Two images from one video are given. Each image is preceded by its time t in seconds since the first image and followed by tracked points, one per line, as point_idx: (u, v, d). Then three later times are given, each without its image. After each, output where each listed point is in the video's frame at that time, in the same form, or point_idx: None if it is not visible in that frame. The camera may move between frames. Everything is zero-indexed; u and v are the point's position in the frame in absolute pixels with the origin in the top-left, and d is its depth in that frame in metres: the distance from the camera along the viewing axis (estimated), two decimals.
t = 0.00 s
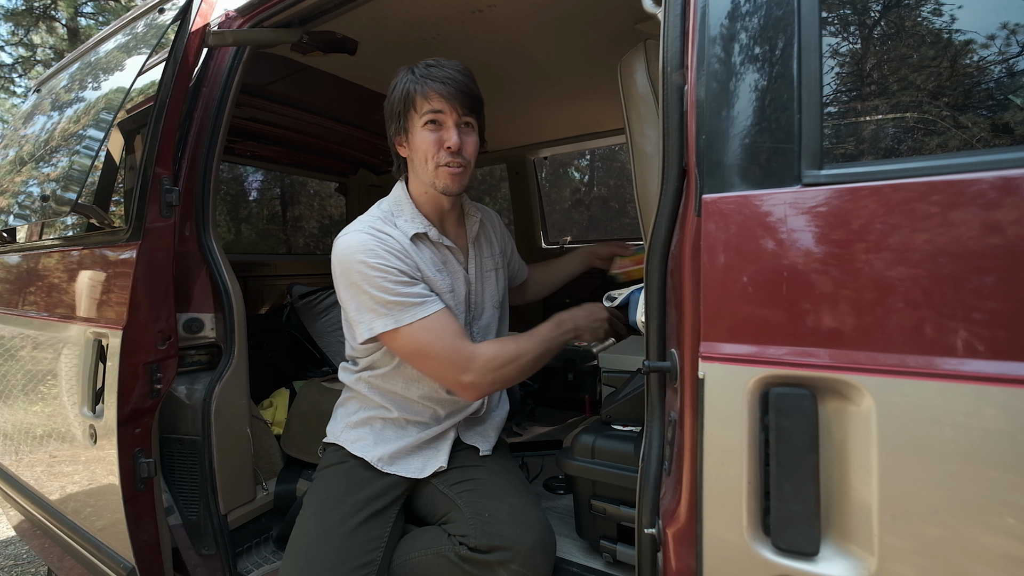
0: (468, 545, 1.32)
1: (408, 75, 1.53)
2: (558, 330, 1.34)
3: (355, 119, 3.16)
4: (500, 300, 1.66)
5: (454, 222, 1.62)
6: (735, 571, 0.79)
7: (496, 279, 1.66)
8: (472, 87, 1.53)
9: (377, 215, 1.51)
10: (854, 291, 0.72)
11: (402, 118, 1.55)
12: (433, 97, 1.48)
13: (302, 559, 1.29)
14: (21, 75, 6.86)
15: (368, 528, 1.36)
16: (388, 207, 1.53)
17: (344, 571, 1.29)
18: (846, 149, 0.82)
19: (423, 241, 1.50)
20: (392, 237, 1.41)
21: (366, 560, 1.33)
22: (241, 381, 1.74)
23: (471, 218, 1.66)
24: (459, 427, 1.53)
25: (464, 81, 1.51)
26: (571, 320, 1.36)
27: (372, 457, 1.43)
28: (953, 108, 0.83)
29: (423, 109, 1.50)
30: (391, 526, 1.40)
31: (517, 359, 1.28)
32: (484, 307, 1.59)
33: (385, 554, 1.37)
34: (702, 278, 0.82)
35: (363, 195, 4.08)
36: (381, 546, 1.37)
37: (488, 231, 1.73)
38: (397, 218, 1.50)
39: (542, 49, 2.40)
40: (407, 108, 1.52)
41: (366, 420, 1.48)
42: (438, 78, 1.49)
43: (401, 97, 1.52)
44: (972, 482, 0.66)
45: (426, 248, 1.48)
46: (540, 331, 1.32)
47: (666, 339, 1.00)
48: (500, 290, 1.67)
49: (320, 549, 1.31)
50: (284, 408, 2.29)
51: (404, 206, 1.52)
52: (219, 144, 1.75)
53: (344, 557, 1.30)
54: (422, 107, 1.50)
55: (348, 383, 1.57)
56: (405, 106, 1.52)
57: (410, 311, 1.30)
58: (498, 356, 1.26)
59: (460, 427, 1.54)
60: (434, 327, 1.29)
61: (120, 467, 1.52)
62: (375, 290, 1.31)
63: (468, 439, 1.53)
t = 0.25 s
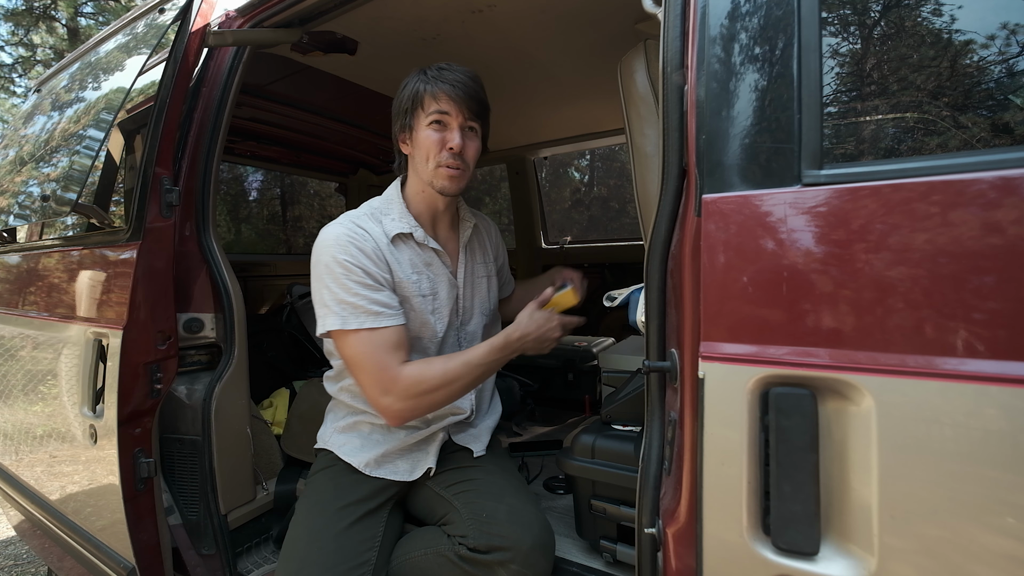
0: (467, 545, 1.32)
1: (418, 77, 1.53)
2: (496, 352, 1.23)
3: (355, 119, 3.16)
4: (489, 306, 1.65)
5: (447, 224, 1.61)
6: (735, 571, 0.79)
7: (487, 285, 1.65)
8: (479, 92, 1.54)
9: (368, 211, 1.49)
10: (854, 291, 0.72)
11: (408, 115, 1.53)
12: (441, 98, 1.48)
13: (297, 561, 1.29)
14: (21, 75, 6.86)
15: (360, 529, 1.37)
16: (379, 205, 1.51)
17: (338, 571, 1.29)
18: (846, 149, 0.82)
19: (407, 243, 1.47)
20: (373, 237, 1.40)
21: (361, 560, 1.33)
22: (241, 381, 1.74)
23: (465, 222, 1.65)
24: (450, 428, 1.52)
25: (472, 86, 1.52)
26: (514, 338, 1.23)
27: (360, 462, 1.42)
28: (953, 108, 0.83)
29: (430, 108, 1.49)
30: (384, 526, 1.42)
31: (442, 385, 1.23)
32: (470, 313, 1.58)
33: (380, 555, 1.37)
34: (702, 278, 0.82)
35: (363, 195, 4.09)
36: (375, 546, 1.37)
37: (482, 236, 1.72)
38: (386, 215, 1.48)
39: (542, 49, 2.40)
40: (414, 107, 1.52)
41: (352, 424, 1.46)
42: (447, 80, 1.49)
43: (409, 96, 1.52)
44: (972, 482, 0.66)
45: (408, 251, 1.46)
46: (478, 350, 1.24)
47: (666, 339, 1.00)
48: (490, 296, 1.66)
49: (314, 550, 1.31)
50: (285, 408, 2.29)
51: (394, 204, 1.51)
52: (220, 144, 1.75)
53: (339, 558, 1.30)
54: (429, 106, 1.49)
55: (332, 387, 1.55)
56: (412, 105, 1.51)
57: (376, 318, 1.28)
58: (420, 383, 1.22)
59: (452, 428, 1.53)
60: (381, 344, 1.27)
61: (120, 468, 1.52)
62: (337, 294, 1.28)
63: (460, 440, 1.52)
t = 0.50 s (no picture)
0: (466, 548, 1.32)
1: (409, 78, 1.53)
2: (408, 397, 1.23)
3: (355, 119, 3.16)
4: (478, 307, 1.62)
5: (436, 224, 1.60)
6: (734, 571, 0.79)
7: (476, 286, 1.62)
8: (471, 95, 1.53)
9: (350, 212, 1.50)
10: (854, 291, 0.72)
11: (400, 115, 1.53)
12: (433, 98, 1.48)
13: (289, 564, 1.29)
14: (21, 75, 6.86)
15: (351, 530, 1.37)
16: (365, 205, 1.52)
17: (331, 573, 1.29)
18: (846, 149, 0.82)
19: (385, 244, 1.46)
20: (345, 238, 1.40)
21: (354, 561, 1.33)
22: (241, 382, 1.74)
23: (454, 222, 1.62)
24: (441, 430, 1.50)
25: (465, 89, 1.51)
26: (429, 392, 1.21)
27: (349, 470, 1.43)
28: (953, 108, 0.83)
29: (421, 109, 1.49)
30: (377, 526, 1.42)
31: (347, 418, 1.25)
32: (455, 315, 1.56)
33: (373, 555, 1.37)
34: (702, 278, 0.82)
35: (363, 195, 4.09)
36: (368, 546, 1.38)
37: (473, 236, 1.69)
38: (367, 216, 1.48)
39: (542, 49, 2.40)
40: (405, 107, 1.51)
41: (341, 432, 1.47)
42: (440, 81, 1.49)
43: (401, 97, 1.52)
44: (972, 482, 0.66)
45: (385, 252, 1.45)
46: (390, 393, 1.24)
47: (666, 339, 0.99)
48: (480, 297, 1.63)
49: (306, 553, 1.31)
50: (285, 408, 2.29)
51: (377, 205, 1.51)
52: (219, 144, 1.75)
53: (331, 560, 1.31)
54: (420, 106, 1.49)
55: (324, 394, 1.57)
56: (404, 105, 1.52)
57: (327, 327, 1.29)
58: (324, 411, 1.25)
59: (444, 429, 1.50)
60: (312, 360, 1.30)
61: (120, 468, 1.52)
62: (289, 299, 1.29)
63: (453, 442, 1.49)
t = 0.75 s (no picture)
0: (464, 552, 1.31)
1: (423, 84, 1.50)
2: (362, 407, 1.33)
3: (355, 119, 3.16)
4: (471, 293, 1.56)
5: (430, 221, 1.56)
6: (734, 571, 0.79)
7: (466, 272, 1.56)
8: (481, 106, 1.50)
9: (342, 209, 1.52)
10: (854, 291, 0.72)
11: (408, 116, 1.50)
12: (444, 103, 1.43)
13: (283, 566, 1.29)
14: (21, 75, 6.86)
15: (344, 531, 1.37)
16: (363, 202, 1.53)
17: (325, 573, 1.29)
18: (845, 149, 0.82)
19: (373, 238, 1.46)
20: (329, 234, 1.42)
21: (348, 560, 1.33)
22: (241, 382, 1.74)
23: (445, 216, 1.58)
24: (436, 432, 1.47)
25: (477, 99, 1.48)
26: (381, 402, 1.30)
27: (341, 471, 1.44)
28: (953, 108, 0.83)
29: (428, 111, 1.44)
30: (371, 526, 1.41)
31: (311, 411, 1.36)
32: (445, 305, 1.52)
33: (368, 555, 1.37)
34: (702, 278, 0.82)
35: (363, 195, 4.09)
36: (361, 546, 1.37)
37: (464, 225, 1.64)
38: (357, 212, 1.50)
39: (541, 49, 2.40)
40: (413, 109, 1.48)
41: (334, 433, 1.47)
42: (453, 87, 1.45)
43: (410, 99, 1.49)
44: (972, 482, 0.66)
45: (370, 247, 1.45)
46: (347, 398, 1.33)
47: (666, 339, 1.00)
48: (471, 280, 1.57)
49: (301, 555, 1.31)
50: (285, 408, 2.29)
51: (368, 202, 1.52)
52: (219, 144, 1.75)
53: (325, 560, 1.31)
54: (428, 109, 1.45)
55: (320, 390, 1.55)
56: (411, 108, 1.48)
57: (303, 321, 1.35)
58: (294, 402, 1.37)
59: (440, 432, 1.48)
60: (291, 352, 1.39)
61: (120, 468, 1.52)
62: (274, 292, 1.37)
63: (449, 445, 1.47)
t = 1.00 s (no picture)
0: (464, 554, 1.31)
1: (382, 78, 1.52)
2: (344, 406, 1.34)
3: (355, 119, 3.16)
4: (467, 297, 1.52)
5: (419, 219, 1.54)
6: (734, 571, 0.79)
7: (461, 274, 1.52)
8: (443, 91, 1.48)
9: (331, 212, 1.54)
10: (854, 291, 0.72)
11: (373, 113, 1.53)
12: (395, 93, 1.45)
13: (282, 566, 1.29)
14: (21, 75, 6.86)
15: (343, 531, 1.37)
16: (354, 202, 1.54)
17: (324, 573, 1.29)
18: (846, 149, 0.82)
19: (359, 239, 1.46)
20: (312, 239, 1.45)
21: (346, 561, 1.33)
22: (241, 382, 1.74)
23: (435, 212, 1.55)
24: (434, 433, 1.47)
25: (430, 80, 1.46)
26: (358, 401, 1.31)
27: (338, 472, 1.44)
28: (953, 108, 0.83)
29: (387, 105, 1.47)
30: (371, 526, 1.41)
31: (301, 410, 1.40)
32: (438, 306, 1.49)
33: (368, 554, 1.37)
34: (702, 278, 0.82)
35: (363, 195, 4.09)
36: (360, 547, 1.37)
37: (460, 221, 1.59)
38: (343, 214, 1.50)
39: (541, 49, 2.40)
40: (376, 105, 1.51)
41: (333, 435, 1.48)
42: (402, 75, 1.46)
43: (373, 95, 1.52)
44: (972, 482, 0.66)
45: (353, 249, 1.46)
46: (328, 396, 1.36)
47: (666, 339, 1.00)
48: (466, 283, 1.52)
49: (299, 555, 1.31)
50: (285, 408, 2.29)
51: (354, 204, 1.52)
52: (219, 144, 1.75)
53: (324, 561, 1.31)
54: (385, 103, 1.47)
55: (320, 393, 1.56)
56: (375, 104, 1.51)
57: (287, 325, 1.39)
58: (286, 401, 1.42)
59: (439, 433, 1.48)
60: (286, 355, 1.45)
61: (120, 468, 1.52)
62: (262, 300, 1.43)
63: (448, 446, 1.47)
